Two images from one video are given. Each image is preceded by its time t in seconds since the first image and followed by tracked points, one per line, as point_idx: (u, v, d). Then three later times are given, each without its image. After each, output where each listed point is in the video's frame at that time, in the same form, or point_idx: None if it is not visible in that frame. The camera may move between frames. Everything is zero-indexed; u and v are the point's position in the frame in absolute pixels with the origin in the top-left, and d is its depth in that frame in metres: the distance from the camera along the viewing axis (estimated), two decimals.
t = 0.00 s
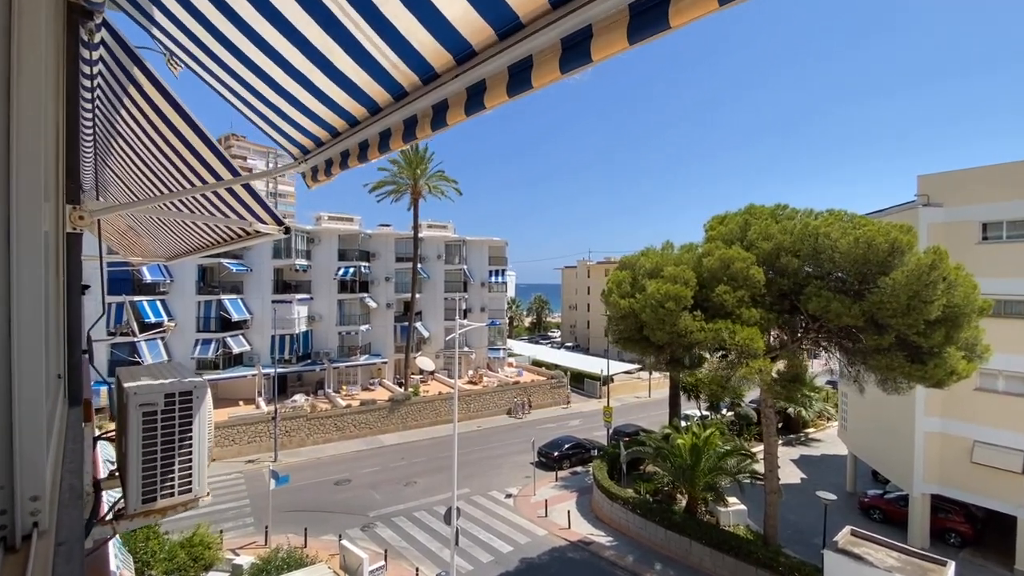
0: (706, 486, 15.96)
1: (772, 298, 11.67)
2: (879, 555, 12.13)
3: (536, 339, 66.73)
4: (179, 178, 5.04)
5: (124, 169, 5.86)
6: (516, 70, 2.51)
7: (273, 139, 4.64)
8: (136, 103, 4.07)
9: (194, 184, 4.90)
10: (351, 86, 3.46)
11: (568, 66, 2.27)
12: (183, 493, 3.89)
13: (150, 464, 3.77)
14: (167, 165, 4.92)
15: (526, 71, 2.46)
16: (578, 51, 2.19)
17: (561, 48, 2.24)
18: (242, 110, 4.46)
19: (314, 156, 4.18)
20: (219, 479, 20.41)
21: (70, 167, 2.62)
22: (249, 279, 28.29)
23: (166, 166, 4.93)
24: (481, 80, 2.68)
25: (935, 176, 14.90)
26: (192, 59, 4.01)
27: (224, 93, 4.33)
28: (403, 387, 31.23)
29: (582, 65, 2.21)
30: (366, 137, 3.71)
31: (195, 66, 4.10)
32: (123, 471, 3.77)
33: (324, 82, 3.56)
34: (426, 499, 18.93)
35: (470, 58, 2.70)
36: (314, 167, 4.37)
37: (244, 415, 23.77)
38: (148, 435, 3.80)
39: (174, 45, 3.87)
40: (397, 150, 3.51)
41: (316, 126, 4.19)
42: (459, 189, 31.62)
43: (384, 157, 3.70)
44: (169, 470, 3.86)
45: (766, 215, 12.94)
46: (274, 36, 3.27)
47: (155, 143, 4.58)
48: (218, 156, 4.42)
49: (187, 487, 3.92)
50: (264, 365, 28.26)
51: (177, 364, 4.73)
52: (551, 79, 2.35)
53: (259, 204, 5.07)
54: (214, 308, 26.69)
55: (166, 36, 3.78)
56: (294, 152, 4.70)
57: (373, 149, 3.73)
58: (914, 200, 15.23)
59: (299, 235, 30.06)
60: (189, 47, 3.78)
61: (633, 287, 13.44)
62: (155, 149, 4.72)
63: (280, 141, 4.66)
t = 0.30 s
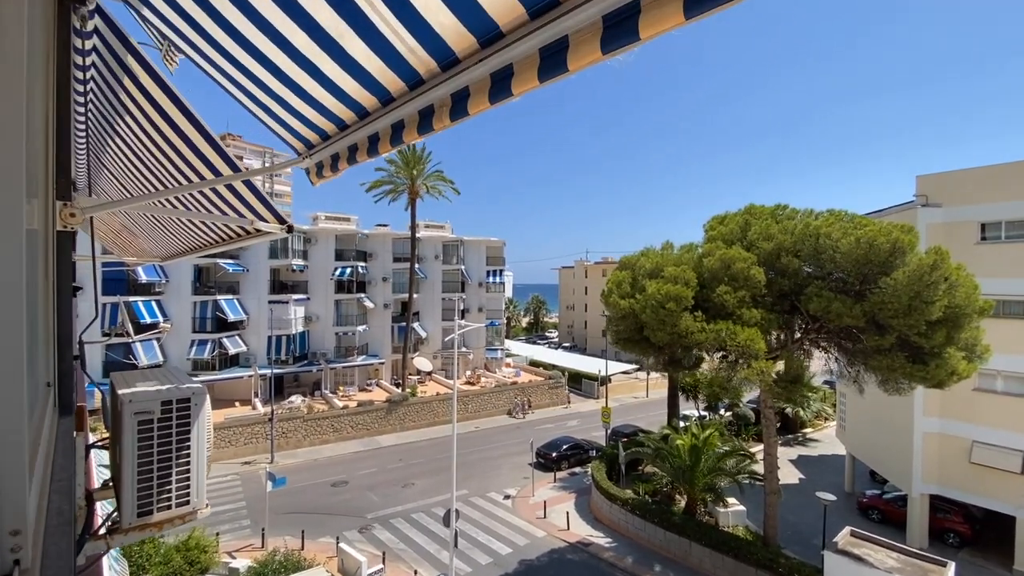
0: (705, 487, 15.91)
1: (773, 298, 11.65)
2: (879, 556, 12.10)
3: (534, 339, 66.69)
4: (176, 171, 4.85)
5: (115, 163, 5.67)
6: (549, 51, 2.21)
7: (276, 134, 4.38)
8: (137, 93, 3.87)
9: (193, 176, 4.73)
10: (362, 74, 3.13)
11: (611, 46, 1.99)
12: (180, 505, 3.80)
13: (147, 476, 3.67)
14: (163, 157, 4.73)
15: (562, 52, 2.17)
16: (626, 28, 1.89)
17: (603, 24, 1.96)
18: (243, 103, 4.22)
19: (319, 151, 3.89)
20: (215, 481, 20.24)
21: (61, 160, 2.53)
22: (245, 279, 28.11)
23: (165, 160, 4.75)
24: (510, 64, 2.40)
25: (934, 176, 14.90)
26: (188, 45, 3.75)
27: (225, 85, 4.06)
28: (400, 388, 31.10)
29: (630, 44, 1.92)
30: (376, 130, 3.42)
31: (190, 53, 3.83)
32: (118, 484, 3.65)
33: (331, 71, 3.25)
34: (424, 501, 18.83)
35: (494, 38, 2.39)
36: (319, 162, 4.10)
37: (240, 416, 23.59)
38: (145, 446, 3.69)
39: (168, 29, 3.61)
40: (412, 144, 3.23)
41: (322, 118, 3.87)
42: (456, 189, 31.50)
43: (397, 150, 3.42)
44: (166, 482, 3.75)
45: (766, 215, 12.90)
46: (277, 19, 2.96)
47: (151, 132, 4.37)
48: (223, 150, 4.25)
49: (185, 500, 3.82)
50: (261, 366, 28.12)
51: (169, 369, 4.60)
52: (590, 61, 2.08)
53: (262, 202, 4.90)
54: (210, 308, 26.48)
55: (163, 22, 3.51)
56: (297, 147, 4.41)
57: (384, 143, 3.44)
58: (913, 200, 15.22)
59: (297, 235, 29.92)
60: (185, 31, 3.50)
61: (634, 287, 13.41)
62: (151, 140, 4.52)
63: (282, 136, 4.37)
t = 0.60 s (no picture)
0: (696, 486, 15.97)
1: (764, 298, 11.73)
2: (867, 554, 12.24)
3: (525, 340, 66.68)
4: (164, 169, 4.72)
5: (99, 161, 5.51)
6: (575, 39, 2.07)
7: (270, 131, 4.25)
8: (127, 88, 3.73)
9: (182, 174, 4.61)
10: (366, 65, 3.02)
11: (648, 33, 1.85)
12: (168, 522, 3.68)
13: (132, 493, 3.55)
14: (150, 154, 4.59)
15: (589, 40, 2.02)
16: (665, 12, 1.75)
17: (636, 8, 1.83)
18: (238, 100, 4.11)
19: (315, 148, 3.70)
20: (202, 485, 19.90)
21: (39, 157, 2.43)
22: (233, 280, 27.73)
23: (155, 158, 4.61)
24: (531, 53, 2.23)
25: (920, 178, 15.11)
26: (179, 39, 3.64)
27: (218, 80, 3.95)
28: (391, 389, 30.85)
29: (671, 30, 1.79)
30: (379, 125, 3.26)
31: (181, 46, 3.72)
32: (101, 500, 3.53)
33: (331, 61, 3.17)
34: (415, 503, 18.69)
35: (514, 27, 2.25)
36: (314, 160, 3.91)
37: (228, 419, 23.24)
38: (131, 461, 3.57)
39: (158, 21, 3.50)
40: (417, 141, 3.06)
41: (320, 113, 3.74)
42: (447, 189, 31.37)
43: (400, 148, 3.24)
44: (152, 498, 3.63)
45: (757, 216, 12.99)
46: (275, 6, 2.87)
47: (137, 128, 4.24)
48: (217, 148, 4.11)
49: (173, 516, 3.71)
50: (249, 368, 27.74)
51: (157, 378, 4.47)
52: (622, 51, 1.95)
53: (257, 202, 4.78)
54: (197, 309, 26.04)
55: (155, 14, 3.41)
56: (292, 143, 4.26)
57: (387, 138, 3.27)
58: (900, 201, 15.41)
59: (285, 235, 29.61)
60: (176, 23, 3.40)
61: (626, 287, 13.44)
62: (137, 136, 4.38)
63: (277, 133, 4.25)
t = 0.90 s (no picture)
0: (683, 485, 16.07)
1: (750, 298, 11.86)
2: (851, 549, 12.43)
3: (512, 339, 66.64)
4: (149, 165, 4.56)
5: (76, 159, 5.30)
6: (611, 27, 1.99)
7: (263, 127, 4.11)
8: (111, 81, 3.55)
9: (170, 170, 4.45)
10: (374, 55, 2.90)
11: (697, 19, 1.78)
12: (154, 543, 3.54)
13: (114, 513, 3.41)
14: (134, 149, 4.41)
15: (628, 27, 1.93)
16: None
17: None
18: (231, 95, 3.97)
19: (313, 144, 3.58)
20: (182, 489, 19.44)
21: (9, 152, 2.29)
22: (214, 279, 27.15)
23: (140, 153, 4.42)
24: (559, 42, 2.13)
25: (900, 181, 15.42)
26: (167, 27, 3.48)
27: (210, 74, 3.81)
28: (377, 390, 30.52)
29: (726, 15, 1.74)
30: (383, 120, 3.17)
31: (169, 35, 3.56)
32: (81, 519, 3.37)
33: (338, 54, 3.05)
34: (402, 505, 18.51)
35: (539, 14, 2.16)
36: (311, 157, 3.78)
37: (210, 421, 22.76)
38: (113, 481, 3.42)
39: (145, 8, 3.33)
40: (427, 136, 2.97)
41: (319, 107, 3.61)
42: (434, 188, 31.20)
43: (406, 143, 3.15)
44: (136, 516, 3.49)
45: (743, 217, 13.13)
46: None
47: (121, 122, 4.06)
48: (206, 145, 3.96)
49: (158, 535, 3.57)
50: (231, 369, 27.20)
51: (139, 389, 4.30)
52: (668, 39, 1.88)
53: (250, 202, 4.63)
54: (177, 309, 25.40)
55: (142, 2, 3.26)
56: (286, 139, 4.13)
57: (393, 134, 3.17)
58: (881, 203, 15.71)
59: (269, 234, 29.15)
60: (165, 11, 3.25)
61: (615, 288, 13.49)
62: (120, 131, 4.20)
63: (271, 129, 4.11)
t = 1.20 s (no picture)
0: (666, 483, 16.23)
1: (733, 298, 12.03)
2: (829, 544, 12.71)
3: (494, 339, 66.53)
4: (129, 156, 4.36)
5: (44, 152, 5.04)
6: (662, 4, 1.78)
7: (254, 116, 3.93)
8: (91, 64, 3.36)
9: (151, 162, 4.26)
10: (383, 37, 2.71)
11: None
12: (133, 564, 3.40)
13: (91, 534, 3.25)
14: (112, 139, 4.20)
15: (680, 6, 1.74)
16: None
17: None
18: (222, 85, 3.80)
19: (308, 136, 3.41)
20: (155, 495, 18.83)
21: None
22: (189, 279, 26.39)
23: (121, 143, 4.22)
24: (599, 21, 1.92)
25: (875, 183, 15.82)
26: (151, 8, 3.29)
27: (200, 61, 3.63)
28: (358, 391, 30.07)
29: None
30: (390, 110, 2.97)
31: (153, 17, 3.36)
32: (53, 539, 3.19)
33: (345, 35, 2.88)
34: (385, 508, 18.27)
35: None
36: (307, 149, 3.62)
37: (185, 425, 22.12)
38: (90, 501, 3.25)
39: None
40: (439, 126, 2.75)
41: (317, 94, 3.41)
42: (417, 188, 30.90)
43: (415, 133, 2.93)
44: (114, 536, 3.34)
45: (725, 218, 13.31)
46: None
47: (98, 110, 3.85)
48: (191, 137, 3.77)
49: (138, 556, 3.42)
50: (207, 371, 26.46)
51: (114, 398, 4.10)
52: (726, 15, 1.72)
53: (237, 199, 4.45)
54: (150, 310, 24.57)
55: None
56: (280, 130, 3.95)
57: (400, 124, 2.95)
58: (857, 204, 16.08)
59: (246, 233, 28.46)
60: None
61: (600, 287, 13.55)
62: (97, 119, 4.00)
63: (263, 119, 3.93)
